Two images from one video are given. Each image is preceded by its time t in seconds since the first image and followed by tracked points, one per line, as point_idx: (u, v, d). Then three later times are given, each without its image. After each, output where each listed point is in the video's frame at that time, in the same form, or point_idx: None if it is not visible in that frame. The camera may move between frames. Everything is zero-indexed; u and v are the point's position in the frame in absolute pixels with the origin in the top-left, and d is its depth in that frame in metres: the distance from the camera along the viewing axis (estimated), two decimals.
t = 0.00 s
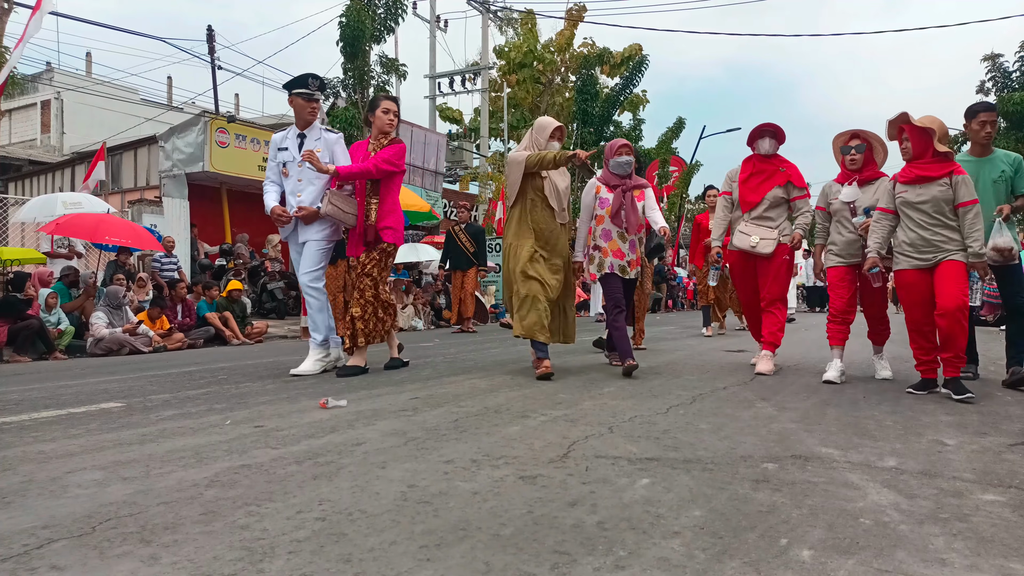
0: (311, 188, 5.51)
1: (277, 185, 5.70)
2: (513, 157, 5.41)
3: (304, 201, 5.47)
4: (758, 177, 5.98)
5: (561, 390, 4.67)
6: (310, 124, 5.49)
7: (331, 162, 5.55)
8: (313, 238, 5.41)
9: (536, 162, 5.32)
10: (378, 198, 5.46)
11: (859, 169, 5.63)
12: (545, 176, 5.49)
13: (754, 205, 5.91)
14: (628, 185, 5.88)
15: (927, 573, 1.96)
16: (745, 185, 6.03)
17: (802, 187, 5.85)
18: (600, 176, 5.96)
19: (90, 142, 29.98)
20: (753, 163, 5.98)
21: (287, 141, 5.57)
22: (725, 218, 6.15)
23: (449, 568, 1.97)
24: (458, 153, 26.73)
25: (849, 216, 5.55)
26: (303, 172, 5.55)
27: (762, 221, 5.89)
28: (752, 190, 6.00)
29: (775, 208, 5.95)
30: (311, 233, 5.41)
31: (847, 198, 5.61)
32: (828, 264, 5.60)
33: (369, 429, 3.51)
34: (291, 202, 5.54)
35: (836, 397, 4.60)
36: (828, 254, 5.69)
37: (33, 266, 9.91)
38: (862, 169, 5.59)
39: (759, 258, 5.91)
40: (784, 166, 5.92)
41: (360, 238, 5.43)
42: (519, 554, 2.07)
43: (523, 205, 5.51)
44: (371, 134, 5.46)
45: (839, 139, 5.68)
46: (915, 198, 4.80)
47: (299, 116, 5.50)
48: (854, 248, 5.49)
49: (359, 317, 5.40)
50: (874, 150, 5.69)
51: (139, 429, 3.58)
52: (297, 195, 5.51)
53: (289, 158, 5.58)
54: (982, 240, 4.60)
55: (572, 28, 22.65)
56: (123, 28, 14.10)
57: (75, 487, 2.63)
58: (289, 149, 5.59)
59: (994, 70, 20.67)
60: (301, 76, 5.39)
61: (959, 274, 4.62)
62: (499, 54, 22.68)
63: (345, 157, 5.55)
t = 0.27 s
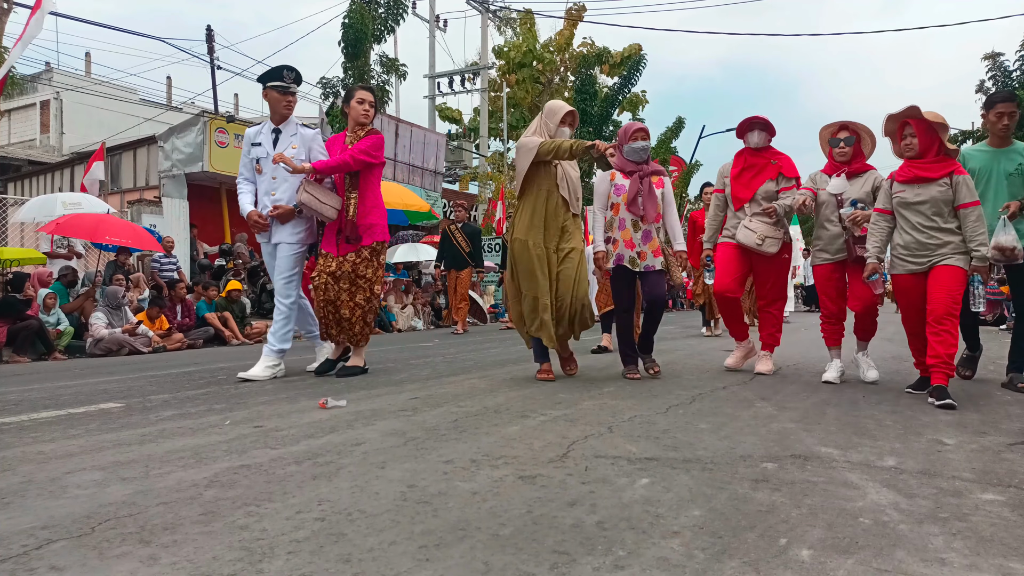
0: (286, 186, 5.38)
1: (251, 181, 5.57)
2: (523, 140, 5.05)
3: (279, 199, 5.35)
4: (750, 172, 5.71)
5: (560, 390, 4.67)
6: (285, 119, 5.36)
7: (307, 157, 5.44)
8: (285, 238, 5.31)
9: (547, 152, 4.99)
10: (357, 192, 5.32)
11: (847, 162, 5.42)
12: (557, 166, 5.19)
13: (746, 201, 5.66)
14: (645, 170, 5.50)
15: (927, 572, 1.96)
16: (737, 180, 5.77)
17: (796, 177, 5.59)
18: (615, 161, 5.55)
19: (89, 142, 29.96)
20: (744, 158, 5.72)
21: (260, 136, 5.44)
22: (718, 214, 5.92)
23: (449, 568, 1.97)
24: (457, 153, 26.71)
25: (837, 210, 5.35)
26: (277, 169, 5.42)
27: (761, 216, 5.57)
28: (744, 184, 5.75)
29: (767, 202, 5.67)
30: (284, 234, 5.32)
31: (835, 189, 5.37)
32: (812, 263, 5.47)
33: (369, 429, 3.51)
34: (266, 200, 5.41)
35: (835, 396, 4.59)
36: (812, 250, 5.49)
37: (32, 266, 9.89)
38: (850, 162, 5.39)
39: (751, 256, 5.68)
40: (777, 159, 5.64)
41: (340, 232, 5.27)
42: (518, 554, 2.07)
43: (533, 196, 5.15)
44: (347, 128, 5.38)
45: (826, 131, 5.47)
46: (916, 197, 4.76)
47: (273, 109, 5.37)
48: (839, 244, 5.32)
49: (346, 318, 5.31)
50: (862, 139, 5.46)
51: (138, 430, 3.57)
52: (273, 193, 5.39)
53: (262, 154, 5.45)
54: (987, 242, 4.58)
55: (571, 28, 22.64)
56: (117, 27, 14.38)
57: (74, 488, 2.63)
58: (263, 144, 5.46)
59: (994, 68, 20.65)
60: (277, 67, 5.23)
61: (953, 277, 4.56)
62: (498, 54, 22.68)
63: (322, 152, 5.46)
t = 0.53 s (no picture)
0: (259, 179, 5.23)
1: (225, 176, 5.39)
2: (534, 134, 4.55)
3: (251, 192, 5.20)
4: (733, 172, 5.63)
5: (560, 390, 4.67)
6: (261, 110, 5.23)
7: (283, 150, 5.30)
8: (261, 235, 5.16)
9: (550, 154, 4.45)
10: (333, 191, 5.21)
11: (844, 162, 5.37)
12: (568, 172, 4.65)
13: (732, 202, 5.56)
14: (670, 166, 4.90)
15: (927, 573, 1.96)
16: (720, 181, 5.68)
17: (778, 171, 5.45)
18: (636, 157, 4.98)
19: (89, 143, 29.97)
20: (728, 157, 5.58)
21: (235, 129, 5.28)
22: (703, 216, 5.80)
23: (449, 569, 1.97)
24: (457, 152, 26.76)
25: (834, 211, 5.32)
26: (251, 162, 5.26)
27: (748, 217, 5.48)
28: (729, 184, 5.65)
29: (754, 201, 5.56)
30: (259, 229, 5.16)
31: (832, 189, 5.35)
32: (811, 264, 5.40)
33: (369, 430, 3.51)
34: (238, 195, 5.25)
35: (836, 397, 4.59)
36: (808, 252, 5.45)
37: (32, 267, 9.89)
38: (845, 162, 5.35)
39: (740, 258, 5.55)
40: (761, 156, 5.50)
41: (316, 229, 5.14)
42: (519, 555, 2.07)
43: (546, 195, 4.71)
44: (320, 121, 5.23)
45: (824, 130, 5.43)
46: (924, 187, 4.55)
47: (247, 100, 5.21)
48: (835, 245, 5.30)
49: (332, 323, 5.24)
50: (860, 137, 5.38)
51: (138, 431, 3.58)
52: (245, 185, 5.24)
53: (236, 148, 5.28)
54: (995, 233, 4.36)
55: (571, 29, 22.64)
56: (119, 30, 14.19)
57: (74, 489, 2.63)
58: (235, 137, 5.30)
59: (994, 68, 20.64)
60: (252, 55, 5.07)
61: (964, 272, 4.37)
62: (497, 54, 22.69)
63: (298, 145, 5.33)
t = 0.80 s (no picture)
0: (229, 176, 4.99)
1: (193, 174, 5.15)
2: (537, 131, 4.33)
3: (222, 190, 4.95)
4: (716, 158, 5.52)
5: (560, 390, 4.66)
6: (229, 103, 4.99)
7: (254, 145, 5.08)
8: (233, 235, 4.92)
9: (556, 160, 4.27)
10: (307, 183, 4.97)
11: (850, 149, 5.12)
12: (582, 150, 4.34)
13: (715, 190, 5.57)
14: (692, 150, 4.46)
15: (927, 571, 1.96)
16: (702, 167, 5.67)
17: (761, 158, 5.49)
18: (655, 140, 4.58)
19: (89, 142, 29.96)
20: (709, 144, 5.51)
21: (202, 123, 5.06)
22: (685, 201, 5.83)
23: (449, 568, 1.97)
24: (457, 152, 26.49)
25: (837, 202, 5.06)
26: (220, 158, 5.02)
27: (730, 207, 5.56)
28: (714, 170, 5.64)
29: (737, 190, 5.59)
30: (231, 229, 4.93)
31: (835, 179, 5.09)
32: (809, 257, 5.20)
33: (369, 429, 3.51)
34: (206, 193, 5.00)
35: (836, 396, 4.59)
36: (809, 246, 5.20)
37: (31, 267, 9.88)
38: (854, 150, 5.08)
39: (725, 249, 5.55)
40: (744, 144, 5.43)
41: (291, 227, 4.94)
42: (519, 554, 2.07)
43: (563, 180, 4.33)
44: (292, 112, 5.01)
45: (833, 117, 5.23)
46: (924, 181, 4.42)
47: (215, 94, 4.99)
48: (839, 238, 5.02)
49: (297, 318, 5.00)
50: (867, 125, 5.17)
51: (138, 430, 3.58)
52: (216, 184, 4.98)
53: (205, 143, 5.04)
54: (997, 229, 4.21)
55: (570, 28, 22.63)
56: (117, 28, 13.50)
57: (74, 488, 2.63)
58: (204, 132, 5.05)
59: (994, 67, 20.62)
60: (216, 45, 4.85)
61: (963, 274, 4.35)
62: (497, 54, 22.69)
63: (268, 138, 5.06)
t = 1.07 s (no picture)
0: (193, 171, 4.79)
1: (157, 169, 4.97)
2: (541, 127, 4.03)
3: (184, 185, 4.74)
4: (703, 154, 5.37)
5: (560, 390, 4.66)
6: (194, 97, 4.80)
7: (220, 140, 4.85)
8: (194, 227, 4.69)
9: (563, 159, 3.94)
10: (288, 186, 4.97)
11: (848, 144, 4.97)
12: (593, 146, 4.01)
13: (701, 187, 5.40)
14: (716, 140, 4.10)
15: (927, 572, 1.96)
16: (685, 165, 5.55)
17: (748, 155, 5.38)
18: (675, 131, 4.24)
19: (89, 142, 29.96)
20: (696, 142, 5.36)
21: (166, 117, 4.86)
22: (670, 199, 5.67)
23: (449, 569, 1.97)
24: (457, 152, 26.79)
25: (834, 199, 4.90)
26: (183, 152, 4.81)
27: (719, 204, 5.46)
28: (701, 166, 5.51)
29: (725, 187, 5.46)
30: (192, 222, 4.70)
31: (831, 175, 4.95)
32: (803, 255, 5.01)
33: (369, 430, 3.51)
34: (169, 188, 4.79)
35: (836, 397, 4.59)
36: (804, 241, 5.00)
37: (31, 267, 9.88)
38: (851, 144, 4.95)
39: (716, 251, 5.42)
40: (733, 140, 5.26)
41: (272, 231, 4.88)
42: (519, 555, 2.07)
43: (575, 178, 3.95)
44: (268, 108, 4.95)
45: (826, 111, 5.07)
46: (914, 178, 4.32)
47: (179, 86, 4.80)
48: (836, 237, 4.86)
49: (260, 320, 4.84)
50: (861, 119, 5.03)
51: (138, 431, 3.58)
52: (177, 178, 4.78)
53: (167, 138, 4.84)
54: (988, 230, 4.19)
55: (570, 28, 22.63)
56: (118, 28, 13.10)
57: (75, 489, 2.63)
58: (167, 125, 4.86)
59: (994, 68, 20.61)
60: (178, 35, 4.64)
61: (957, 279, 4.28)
62: (496, 54, 22.69)
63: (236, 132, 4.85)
